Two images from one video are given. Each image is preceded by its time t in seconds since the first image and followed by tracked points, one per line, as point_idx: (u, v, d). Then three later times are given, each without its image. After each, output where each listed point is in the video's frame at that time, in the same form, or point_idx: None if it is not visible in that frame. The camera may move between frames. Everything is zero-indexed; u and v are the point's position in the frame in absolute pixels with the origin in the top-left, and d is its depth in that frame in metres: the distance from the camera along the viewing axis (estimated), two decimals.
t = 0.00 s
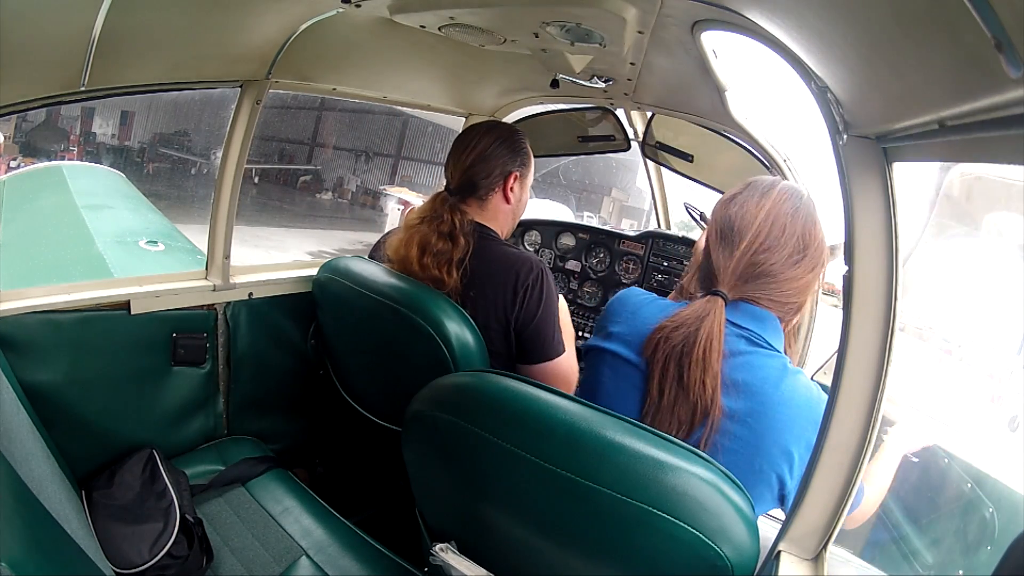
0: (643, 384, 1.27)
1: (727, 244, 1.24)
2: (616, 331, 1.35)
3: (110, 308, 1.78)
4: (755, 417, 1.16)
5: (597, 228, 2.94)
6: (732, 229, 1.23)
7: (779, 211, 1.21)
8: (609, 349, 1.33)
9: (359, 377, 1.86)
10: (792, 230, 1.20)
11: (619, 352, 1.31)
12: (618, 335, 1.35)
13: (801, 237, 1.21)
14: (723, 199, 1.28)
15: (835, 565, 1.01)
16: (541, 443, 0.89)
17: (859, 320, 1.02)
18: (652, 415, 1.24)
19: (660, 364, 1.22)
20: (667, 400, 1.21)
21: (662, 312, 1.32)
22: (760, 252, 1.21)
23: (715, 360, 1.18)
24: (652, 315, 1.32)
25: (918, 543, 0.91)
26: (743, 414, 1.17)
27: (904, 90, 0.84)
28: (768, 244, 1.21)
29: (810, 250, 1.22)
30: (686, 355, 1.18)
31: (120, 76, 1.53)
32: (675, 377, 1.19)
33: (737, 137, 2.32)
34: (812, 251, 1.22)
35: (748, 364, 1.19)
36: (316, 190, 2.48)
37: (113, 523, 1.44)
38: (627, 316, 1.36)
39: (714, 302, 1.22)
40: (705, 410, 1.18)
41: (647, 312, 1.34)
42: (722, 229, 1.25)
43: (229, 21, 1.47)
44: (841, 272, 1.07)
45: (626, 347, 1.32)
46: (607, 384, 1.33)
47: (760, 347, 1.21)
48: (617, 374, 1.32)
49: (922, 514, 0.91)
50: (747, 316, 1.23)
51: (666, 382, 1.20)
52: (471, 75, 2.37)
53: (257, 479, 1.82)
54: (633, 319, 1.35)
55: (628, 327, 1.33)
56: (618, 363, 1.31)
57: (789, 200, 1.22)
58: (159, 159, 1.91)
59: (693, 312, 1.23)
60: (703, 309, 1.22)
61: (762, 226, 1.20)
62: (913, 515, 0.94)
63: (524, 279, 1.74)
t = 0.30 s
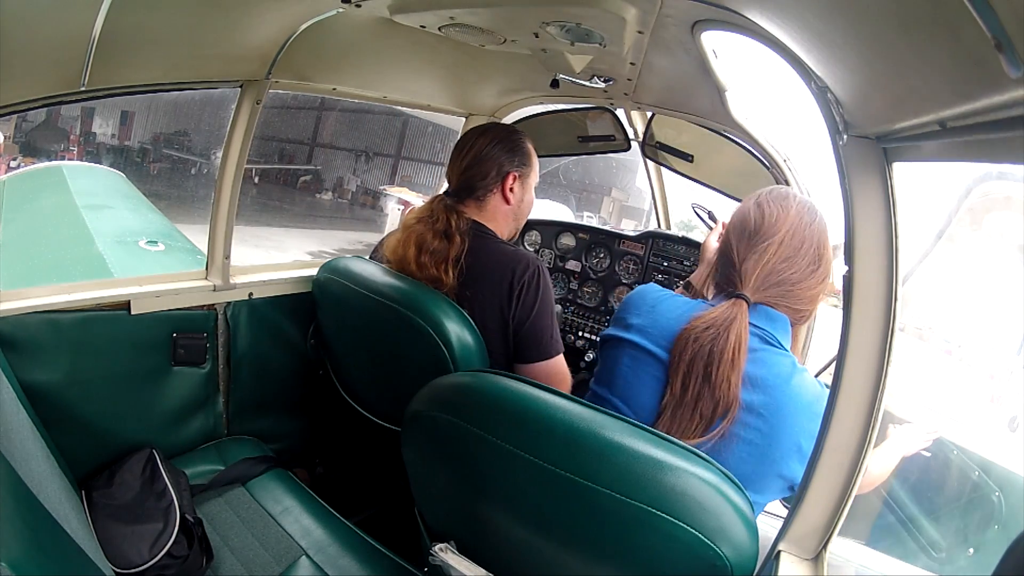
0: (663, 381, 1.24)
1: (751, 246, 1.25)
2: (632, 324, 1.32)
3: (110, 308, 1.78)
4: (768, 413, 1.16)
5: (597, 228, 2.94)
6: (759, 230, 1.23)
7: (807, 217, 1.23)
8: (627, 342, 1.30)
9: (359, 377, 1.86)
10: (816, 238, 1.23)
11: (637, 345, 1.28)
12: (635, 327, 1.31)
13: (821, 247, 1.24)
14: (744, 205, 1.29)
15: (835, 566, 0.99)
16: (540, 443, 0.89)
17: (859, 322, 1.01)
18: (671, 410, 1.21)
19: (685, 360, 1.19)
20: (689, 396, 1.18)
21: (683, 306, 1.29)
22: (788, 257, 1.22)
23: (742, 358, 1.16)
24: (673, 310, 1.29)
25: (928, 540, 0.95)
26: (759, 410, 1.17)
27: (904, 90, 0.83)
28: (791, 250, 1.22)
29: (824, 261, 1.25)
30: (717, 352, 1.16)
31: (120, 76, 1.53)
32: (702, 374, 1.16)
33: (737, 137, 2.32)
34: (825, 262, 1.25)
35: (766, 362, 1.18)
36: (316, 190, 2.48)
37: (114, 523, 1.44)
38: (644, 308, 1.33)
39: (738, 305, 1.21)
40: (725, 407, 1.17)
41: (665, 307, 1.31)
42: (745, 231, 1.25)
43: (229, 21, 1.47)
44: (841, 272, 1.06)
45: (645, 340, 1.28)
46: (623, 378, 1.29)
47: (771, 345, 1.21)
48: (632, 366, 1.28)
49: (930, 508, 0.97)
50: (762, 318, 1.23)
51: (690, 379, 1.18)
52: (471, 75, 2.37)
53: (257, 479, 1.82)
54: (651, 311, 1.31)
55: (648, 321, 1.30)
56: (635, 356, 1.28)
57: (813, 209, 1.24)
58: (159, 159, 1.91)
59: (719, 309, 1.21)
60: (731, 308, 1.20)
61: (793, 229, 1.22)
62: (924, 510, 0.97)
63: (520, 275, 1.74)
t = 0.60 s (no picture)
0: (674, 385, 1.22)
1: (763, 246, 1.23)
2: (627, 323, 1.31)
3: (110, 308, 1.78)
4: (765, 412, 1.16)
5: (597, 228, 2.95)
6: (772, 230, 1.22)
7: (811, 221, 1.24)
8: (621, 339, 1.29)
9: (359, 377, 1.86)
10: (817, 243, 1.25)
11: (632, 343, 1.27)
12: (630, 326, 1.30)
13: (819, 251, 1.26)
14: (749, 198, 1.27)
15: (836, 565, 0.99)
16: (540, 443, 0.89)
17: (861, 322, 1.00)
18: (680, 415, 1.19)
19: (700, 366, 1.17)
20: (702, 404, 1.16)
21: (683, 306, 1.27)
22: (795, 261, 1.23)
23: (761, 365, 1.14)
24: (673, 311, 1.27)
25: (925, 536, 0.96)
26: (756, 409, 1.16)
27: (905, 90, 0.83)
28: (802, 255, 1.24)
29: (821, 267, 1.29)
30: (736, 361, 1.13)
31: (120, 76, 1.53)
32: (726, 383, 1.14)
33: (737, 137, 2.32)
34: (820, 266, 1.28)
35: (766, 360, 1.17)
36: (316, 190, 2.48)
37: (113, 523, 1.44)
38: (641, 307, 1.31)
39: (756, 310, 1.19)
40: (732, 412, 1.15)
41: (663, 306, 1.28)
42: (759, 231, 1.24)
43: (229, 21, 1.47)
44: (842, 272, 1.05)
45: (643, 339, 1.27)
46: (617, 376, 1.28)
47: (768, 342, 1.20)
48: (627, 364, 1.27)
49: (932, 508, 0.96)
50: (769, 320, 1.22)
51: (711, 389, 1.15)
52: (471, 74, 2.37)
53: (256, 479, 1.82)
54: (647, 309, 1.30)
55: (643, 318, 1.29)
56: (631, 353, 1.27)
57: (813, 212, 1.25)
58: (159, 158, 1.91)
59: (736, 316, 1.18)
60: (750, 314, 1.18)
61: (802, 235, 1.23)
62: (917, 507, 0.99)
63: (518, 275, 1.74)
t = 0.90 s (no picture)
0: (643, 403, 1.22)
1: (734, 245, 1.18)
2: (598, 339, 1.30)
3: (110, 308, 1.78)
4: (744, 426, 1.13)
5: (597, 228, 2.95)
6: (747, 225, 1.16)
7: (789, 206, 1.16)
8: (590, 356, 1.30)
9: (359, 378, 1.86)
10: (802, 227, 1.16)
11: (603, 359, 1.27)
12: (602, 341, 1.29)
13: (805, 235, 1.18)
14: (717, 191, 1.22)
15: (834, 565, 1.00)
16: (541, 443, 0.89)
17: (860, 322, 1.02)
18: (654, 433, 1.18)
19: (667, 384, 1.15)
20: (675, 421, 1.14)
21: (654, 320, 1.25)
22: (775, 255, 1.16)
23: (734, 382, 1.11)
24: (643, 325, 1.25)
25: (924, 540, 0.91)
26: (736, 425, 1.13)
27: (905, 90, 0.83)
28: (785, 250, 1.16)
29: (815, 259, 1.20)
30: (704, 381, 1.10)
31: (120, 76, 1.53)
32: (695, 406, 1.11)
33: (737, 137, 2.32)
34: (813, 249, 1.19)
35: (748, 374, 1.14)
36: (316, 190, 2.48)
37: (113, 523, 1.44)
38: (611, 321, 1.29)
39: (733, 315, 1.15)
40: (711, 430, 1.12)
41: (633, 320, 1.27)
42: (738, 225, 1.18)
43: (229, 21, 1.47)
44: (842, 271, 1.06)
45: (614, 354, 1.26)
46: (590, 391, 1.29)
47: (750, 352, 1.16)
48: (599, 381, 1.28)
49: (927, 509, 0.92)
50: (750, 329, 1.18)
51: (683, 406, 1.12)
52: (471, 75, 2.37)
53: (256, 479, 1.82)
54: (616, 324, 1.28)
55: (610, 334, 1.28)
56: (601, 370, 1.27)
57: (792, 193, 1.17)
58: (159, 158, 1.91)
59: (707, 331, 1.14)
60: (720, 325, 1.13)
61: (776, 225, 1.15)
62: (917, 511, 0.93)
63: (524, 282, 1.75)
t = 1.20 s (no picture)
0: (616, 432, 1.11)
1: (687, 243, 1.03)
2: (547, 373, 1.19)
3: (110, 308, 1.78)
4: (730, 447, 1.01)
5: (597, 228, 2.95)
6: (694, 224, 1.02)
7: (749, 193, 0.98)
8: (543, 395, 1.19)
9: (358, 378, 1.86)
10: (769, 218, 0.98)
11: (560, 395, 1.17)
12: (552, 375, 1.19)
13: (781, 222, 0.99)
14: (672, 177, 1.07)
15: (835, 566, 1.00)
16: (539, 447, 0.89)
17: (860, 324, 1.00)
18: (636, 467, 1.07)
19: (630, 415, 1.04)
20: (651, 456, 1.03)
21: (605, 346, 1.15)
22: (735, 255, 1.00)
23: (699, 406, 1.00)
24: (595, 353, 1.15)
25: (924, 541, 0.93)
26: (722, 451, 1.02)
27: (906, 90, 0.83)
28: (745, 250, 1.00)
29: (795, 250, 1.01)
30: (663, 411, 1.00)
31: (120, 76, 1.53)
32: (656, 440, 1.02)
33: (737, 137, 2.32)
34: (794, 235, 1.01)
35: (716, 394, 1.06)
36: (316, 190, 2.48)
37: (113, 523, 1.44)
38: (557, 352, 1.19)
39: (682, 333, 1.04)
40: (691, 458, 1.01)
41: (582, 348, 1.16)
42: (685, 224, 1.03)
43: (228, 21, 1.47)
44: (842, 268, 1.04)
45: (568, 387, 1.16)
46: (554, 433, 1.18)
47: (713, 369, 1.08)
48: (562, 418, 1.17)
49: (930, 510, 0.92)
50: (717, 343, 1.09)
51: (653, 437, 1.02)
52: (471, 75, 2.37)
53: (256, 479, 1.82)
54: (564, 355, 1.18)
55: (559, 368, 1.17)
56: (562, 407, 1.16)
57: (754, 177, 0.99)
58: (159, 158, 1.91)
59: (657, 353, 1.04)
60: (670, 346, 1.03)
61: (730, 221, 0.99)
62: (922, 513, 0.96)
63: (530, 287, 1.76)
